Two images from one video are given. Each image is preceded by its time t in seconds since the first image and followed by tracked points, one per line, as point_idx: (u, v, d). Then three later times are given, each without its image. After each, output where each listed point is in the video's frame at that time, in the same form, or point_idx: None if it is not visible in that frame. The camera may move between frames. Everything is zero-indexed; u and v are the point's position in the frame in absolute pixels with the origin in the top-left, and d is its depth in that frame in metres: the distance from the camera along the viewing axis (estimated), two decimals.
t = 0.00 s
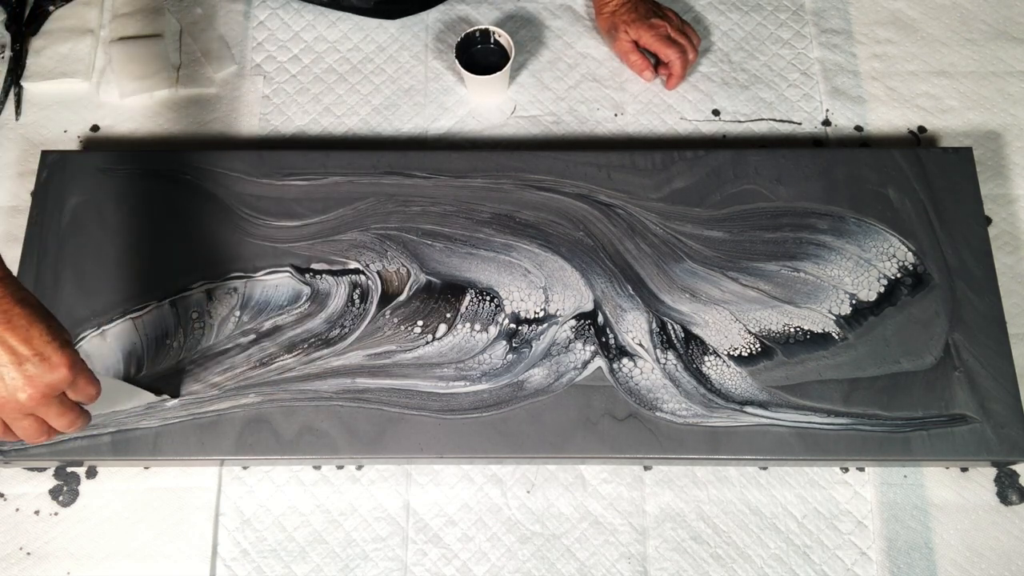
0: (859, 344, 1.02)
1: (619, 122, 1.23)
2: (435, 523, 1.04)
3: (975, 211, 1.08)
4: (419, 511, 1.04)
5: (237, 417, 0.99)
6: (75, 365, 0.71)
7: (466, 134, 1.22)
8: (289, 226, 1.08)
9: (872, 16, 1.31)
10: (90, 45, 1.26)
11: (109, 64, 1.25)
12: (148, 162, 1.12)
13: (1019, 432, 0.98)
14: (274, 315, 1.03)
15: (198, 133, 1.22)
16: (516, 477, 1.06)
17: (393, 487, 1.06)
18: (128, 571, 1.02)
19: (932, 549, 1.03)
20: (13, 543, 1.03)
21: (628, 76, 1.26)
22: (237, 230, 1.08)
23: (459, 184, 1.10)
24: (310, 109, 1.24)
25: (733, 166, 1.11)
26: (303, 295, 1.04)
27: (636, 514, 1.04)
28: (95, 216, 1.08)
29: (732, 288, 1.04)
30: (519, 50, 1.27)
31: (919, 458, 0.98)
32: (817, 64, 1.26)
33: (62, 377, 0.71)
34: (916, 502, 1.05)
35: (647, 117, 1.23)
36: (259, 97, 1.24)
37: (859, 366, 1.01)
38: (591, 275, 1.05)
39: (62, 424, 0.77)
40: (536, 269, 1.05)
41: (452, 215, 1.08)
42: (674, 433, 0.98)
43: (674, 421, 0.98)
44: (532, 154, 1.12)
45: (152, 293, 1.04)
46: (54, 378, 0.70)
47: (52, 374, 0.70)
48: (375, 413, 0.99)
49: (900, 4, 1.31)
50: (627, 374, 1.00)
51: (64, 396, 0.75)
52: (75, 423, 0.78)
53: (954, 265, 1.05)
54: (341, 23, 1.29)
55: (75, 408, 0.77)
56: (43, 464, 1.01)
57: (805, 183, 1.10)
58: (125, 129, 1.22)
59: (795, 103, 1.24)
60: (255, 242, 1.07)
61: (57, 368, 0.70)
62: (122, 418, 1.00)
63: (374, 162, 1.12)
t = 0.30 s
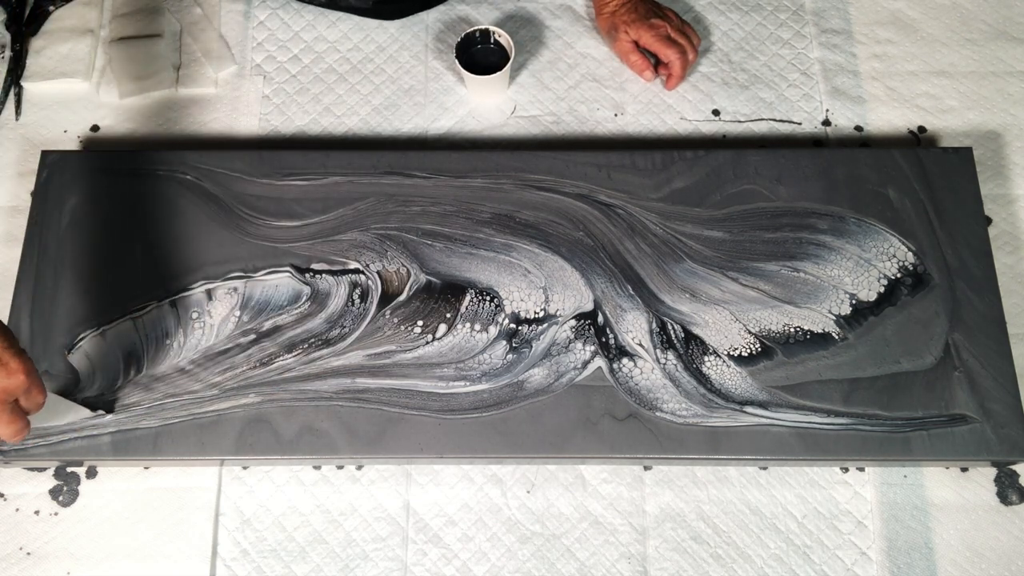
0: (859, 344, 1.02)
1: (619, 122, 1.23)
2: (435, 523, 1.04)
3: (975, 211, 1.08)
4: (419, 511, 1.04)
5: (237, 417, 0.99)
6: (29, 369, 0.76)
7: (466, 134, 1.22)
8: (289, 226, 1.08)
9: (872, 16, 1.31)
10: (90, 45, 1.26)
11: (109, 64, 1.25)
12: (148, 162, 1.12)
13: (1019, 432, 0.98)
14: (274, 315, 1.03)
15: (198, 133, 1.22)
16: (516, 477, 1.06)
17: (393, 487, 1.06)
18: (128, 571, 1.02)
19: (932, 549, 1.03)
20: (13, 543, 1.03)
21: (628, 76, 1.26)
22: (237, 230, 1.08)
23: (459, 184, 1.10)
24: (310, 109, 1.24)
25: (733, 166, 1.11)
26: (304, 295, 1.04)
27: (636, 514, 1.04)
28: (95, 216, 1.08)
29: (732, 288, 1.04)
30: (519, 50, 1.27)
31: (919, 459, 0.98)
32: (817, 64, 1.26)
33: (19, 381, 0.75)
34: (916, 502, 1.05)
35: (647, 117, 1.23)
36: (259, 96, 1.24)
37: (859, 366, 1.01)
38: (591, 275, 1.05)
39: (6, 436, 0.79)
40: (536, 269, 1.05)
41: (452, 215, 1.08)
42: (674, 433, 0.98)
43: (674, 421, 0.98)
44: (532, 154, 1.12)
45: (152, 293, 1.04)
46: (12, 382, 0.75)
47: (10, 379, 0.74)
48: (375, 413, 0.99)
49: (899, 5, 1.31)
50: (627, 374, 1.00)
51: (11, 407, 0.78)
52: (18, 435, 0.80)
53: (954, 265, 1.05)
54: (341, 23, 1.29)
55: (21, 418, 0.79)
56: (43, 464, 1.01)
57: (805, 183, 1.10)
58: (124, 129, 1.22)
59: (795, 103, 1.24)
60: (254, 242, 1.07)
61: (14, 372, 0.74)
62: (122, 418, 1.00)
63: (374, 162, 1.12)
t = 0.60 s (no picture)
0: (859, 344, 1.02)
1: (619, 122, 1.23)
2: (435, 523, 1.04)
3: (975, 211, 1.08)
4: (419, 511, 1.04)
5: (237, 417, 0.99)
6: None
7: (466, 134, 1.22)
8: (289, 226, 1.08)
9: (872, 16, 1.30)
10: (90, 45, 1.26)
11: (109, 64, 1.25)
12: (149, 162, 1.12)
13: (1019, 432, 0.98)
14: (274, 315, 1.03)
15: (198, 133, 1.22)
16: (516, 477, 1.06)
17: (393, 487, 1.06)
18: (128, 571, 1.02)
19: (932, 549, 1.03)
20: (13, 543, 1.03)
21: (628, 76, 1.26)
22: (237, 230, 1.08)
23: (459, 184, 1.10)
24: (310, 109, 1.24)
25: (733, 166, 1.11)
26: (303, 295, 1.04)
27: (636, 514, 1.04)
28: (95, 217, 1.08)
29: (732, 288, 1.04)
30: (519, 50, 1.27)
31: (919, 459, 0.98)
32: (817, 64, 1.26)
33: None
34: (916, 502, 1.05)
35: (647, 117, 1.23)
36: (259, 96, 1.24)
37: (859, 366, 1.01)
38: (591, 275, 1.04)
39: None
40: (536, 269, 1.05)
41: (452, 215, 1.08)
42: (674, 433, 0.98)
43: (674, 422, 0.98)
44: (532, 154, 1.12)
45: (152, 293, 1.04)
46: None
47: None
48: (375, 413, 0.99)
49: (899, 4, 1.31)
50: (626, 374, 1.00)
51: None
52: None
53: (954, 265, 1.05)
54: (341, 23, 1.29)
55: None
56: (44, 464, 1.01)
57: (804, 183, 1.10)
58: (124, 129, 1.22)
59: (795, 103, 1.23)
60: (254, 242, 1.07)
61: None
62: (123, 418, 1.00)
63: (374, 162, 1.12)
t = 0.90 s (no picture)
0: (859, 345, 1.01)
1: (619, 122, 1.22)
2: (435, 523, 1.04)
3: (975, 211, 1.08)
4: (419, 511, 1.04)
5: (237, 417, 0.99)
6: None
7: (466, 134, 1.22)
8: (288, 226, 1.08)
9: (872, 15, 1.30)
10: (90, 44, 1.26)
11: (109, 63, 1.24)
12: (148, 162, 1.12)
13: (1019, 432, 0.98)
14: (274, 315, 1.03)
15: (198, 133, 1.22)
16: (516, 477, 1.06)
17: (393, 487, 1.06)
18: (128, 571, 1.02)
19: (932, 549, 1.03)
20: (13, 543, 1.03)
21: (628, 75, 1.26)
22: (236, 230, 1.08)
23: (459, 184, 1.10)
24: (309, 109, 1.23)
25: (733, 166, 1.11)
26: (303, 295, 1.04)
27: (636, 514, 1.04)
28: (95, 217, 1.08)
29: (732, 288, 1.04)
30: (519, 49, 1.27)
31: (920, 459, 0.98)
32: (817, 64, 1.26)
33: None
34: (916, 502, 1.05)
35: (647, 117, 1.23)
36: (259, 96, 1.24)
37: (859, 366, 1.01)
38: (591, 275, 1.04)
39: None
40: (536, 269, 1.05)
41: (452, 215, 1.08)
42: (674, 434, 0.98)
43: (675, 422, 0.98)
44: (532, 154, 1.12)
45: (152, 293, 1.04)
46: None
47: None
48: (375, 413, 0.99)
49: (900, 4, 1.31)
50: (627, 374, 1.00)
51: None
52: None
53: (954, 265, 1.05)
54: (340, 22, 1.29)
55: None
56: (44, 464, 1.01)
57: (805, 183, 1.10)
58: (124, 128, 1.22)
59: (796, 102, 1.23)
60: (254, 242, 1.07)
61: None
62: (122, 418, 1.00)
63: (373, 162, 1.12)
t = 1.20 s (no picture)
0: (859, 345, 1.01)
1: (619, 122, 1.22)
2: (434, 523, 1.04)
3: (975, 211, 1.08)
4: (419, 511, 1.04)
5: (237, 418, 0.99)
6: None
7: (466, 134, 1.22)
8: (288, 226, 1.08)
9: (872, 15, 1.30)
10: (90, 44, 1.26)
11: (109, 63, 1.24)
12: (149, 162, 1.12)
13: (1019, 432, 0.98)
14: (274, 315, 1.03)
15: (198, 133, 1.22)
16: (516, 477, 1.06)
17: (393, 487, 1.06)
18: (128, 571, 1.02)
19: (932, 549, 1.03)
20: (13, 543, 1.03)
21: (627, 75, 1.25)
22: (236, 230, 1.08)
23: (459, 184, 1.10)
24: (309, 109, 1.23)
25: (733, 166, 1.11)
26: (303, 295, 1.04)
27: (636, 514, 1.04)
28: (95, 216, 1.08)
29: (732, 288, 1.04)
30: (519, 49, 1.27)
31: (920, 459, 0.98)
32: (817, 64, 1.26)
33: None
34: (916, 502, 1.05)
35: (647, 117, 1.23)
36: (259, 96, 1.24)
37: (859, 366, 1.01)
38: (591, 275, 1.04)
39: None
40: (536, 269, 1.05)
41: (452, 215, 1.08)
42: (674, 433, 0.98)
43: (675, 422, 0.98)
44: (532, 154, 1.12)
45: (152, 293, 1.04)
46: None
47: None
48: (375, 413, 0.99)
49: (900, 4, 1.31)
50: (627, 374, 1.00)
51: None
52: None
53: (954, 265, 1.05)
54: (340, 22, 1.29)
55: None
56: (44, 464, 1.01)
57: (805, 183, 1.10)
58: (124, 128, 1.22)
59: (796, 102, 1.23)
60: (254, 242, 1.07)
61: None
62: (123, 418, 1.00)
63: (373, 162, 1.12)
